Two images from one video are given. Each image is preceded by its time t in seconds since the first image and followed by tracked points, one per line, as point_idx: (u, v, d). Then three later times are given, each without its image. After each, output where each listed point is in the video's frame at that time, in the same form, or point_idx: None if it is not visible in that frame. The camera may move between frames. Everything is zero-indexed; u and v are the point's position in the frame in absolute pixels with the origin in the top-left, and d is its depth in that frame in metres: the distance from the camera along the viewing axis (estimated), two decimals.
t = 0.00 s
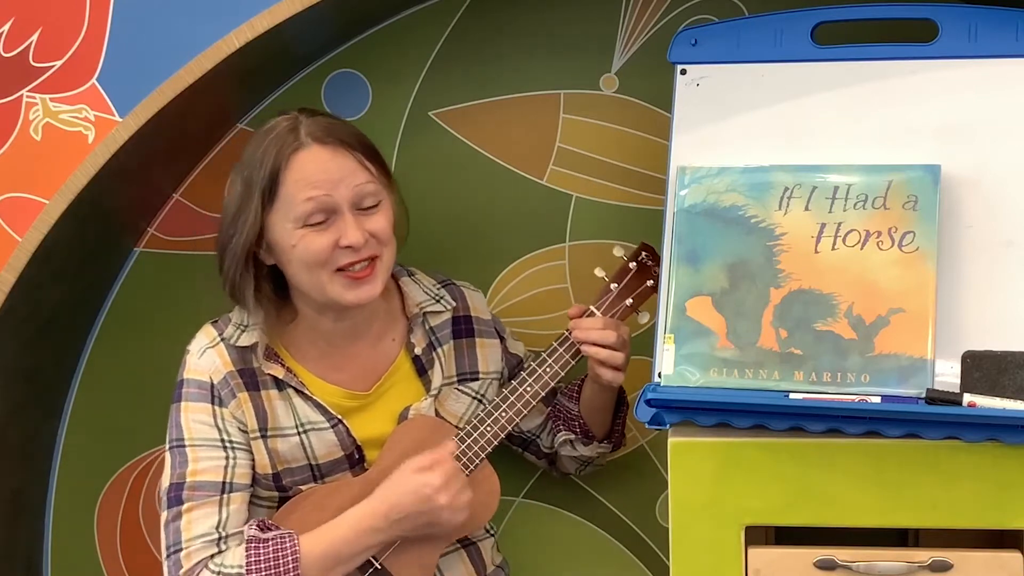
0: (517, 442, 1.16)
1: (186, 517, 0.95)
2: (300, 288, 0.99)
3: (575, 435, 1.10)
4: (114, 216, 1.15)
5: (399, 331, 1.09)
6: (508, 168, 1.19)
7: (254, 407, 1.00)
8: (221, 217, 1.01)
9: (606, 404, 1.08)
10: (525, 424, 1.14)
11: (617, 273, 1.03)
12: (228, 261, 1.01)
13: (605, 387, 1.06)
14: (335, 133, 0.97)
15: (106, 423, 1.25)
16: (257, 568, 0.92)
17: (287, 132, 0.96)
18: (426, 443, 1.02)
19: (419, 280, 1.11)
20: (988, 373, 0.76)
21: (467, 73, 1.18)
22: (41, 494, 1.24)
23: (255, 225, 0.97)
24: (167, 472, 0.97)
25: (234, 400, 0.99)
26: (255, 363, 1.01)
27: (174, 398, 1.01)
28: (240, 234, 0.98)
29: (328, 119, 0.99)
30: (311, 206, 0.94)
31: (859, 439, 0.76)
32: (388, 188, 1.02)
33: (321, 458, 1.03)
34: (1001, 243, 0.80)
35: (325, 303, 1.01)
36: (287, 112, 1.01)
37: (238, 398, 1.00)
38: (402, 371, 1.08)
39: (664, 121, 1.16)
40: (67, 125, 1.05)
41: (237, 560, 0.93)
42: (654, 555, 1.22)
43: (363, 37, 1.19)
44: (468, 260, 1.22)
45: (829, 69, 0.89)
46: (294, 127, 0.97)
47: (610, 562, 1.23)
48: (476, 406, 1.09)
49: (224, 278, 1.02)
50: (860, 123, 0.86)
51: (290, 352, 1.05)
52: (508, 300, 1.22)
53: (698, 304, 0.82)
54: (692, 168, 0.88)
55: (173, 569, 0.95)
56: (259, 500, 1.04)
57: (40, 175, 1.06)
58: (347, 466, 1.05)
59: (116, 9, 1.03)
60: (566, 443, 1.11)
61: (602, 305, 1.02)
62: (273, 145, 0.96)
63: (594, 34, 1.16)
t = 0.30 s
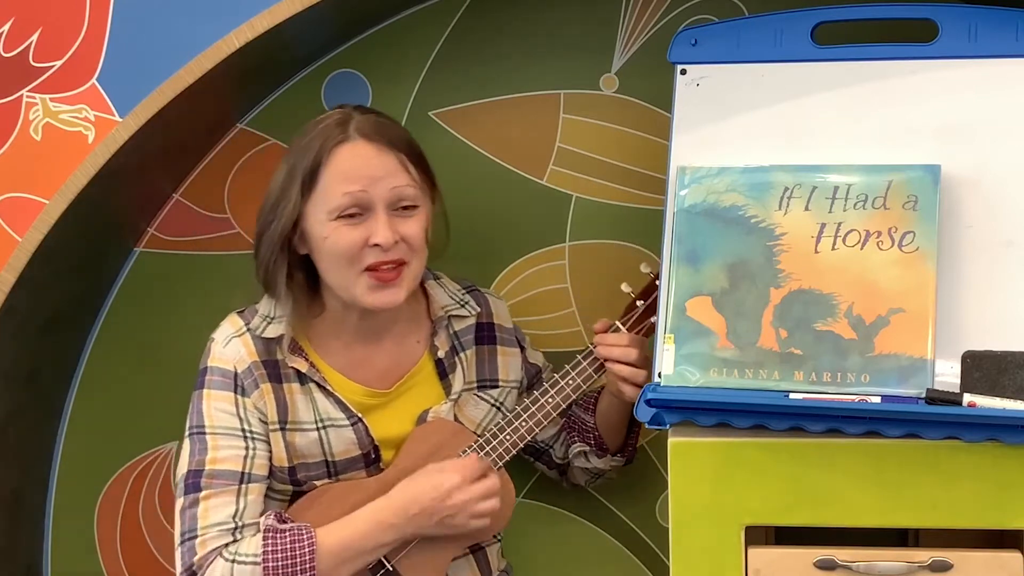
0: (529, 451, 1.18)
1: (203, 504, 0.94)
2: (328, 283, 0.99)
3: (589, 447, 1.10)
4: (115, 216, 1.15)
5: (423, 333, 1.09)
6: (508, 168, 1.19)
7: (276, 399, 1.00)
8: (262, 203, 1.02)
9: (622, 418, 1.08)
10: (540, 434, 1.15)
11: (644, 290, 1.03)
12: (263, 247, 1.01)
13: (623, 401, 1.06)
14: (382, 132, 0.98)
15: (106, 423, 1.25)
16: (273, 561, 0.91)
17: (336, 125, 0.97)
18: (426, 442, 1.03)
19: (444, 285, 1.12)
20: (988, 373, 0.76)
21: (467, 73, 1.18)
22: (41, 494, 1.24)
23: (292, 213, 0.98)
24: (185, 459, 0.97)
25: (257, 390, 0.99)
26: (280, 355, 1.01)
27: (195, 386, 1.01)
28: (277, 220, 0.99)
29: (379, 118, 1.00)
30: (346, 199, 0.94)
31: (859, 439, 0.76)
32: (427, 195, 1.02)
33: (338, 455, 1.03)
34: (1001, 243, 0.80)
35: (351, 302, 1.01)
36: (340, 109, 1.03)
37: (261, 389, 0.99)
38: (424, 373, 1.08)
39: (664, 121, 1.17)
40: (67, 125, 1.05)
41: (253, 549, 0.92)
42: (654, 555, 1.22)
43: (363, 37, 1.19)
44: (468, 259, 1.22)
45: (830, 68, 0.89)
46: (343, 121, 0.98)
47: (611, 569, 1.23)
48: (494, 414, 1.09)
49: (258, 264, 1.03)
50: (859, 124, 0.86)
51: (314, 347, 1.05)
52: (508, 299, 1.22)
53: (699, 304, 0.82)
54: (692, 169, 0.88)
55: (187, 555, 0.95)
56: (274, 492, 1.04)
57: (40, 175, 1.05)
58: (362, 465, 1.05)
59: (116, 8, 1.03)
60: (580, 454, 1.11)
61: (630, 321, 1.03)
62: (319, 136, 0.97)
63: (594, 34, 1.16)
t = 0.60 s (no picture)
0: (539, 459, 1.18)
1: (211, 495, 0.94)
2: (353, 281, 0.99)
3: (600, 455, 1.11)
4: (115, 216, 1.15)
5: (440, 336, 1.10)
6: (508, 168, 1.20)
7: (289, 391, 1.00)
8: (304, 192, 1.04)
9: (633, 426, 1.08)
10: (551, 441, 1.15)
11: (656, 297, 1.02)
12: (301, 234, 1.03)
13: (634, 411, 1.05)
14: (428, 138, 0.99)
15: (106, 424, 1.25)
16: (281, 568, 0.91)
17: (384, 124, 0.99)
18: (426, 442, 1.03)
19: (462, 289, 1.13)
20: (988, 373, 0.76)
21: (466, 74, 1.18)
22: (40, 494, 1.24)
23: (331, 203, 0.99)
24: (194, 448, 0.97)
25: (271, 382, 0.99)
26: (296, 349, 1.02)
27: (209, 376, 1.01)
28: (317, 211, 1.01)
29: (425, 123, 1.01)
30: (383, 198, 0.95)
31: (858, 439, 0.76)
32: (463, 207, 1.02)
33: (347, 453, 1.03)
34: (1001, 243, 0.80)
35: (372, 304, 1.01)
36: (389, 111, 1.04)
37: (276, 381, 0.99)
38: (437, 374, 1.09)
39: (665, 121, 1.17)
40: (67, 125, 1.05)
41: (261, 552, 0.92)
42: (654, 556, 1.22)
43: (363, 37, 1.19)
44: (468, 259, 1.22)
45: (831, 69, 0.89)
46: (391, 122, 0.99)
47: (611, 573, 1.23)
48: (505, 418, 1.10)
49: (293, 251, 1.05)
50: (859, 124, 0.86)
51: (330, 342, 1.05)
52: (509, 299, 1.22)
53: (698, 304, 0.82)
54: (692, 168, 0.88)
55: (194, 545, 0.94)
56: (281, 488, 1.04)
57: (40, 175, 1.05)
58: (370, 464, 1.05)
59: (115, 9, 1.03)
60: (591, 462, 1.12)
61: (640, 330, 1.02)
62: (366, 133, 0.98)
63: (594, 35, 1.16)
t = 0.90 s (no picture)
0: (539, 460, 1.18)
1: (212, 493, 0.94)
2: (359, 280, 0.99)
3: (600, 457, 1.11)
4: (115, 215, 1.15)
5: (442, 338, 1.10)
6: (508, 168, 1.20)
7: (292, 390, 1.00)
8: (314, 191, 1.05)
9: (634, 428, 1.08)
10: (551, 442, 1.15)
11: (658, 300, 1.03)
12: (309, 233, 1.03)
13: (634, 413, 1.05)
14: (437, 138, 0.99)
15: (106, 424, 1.25)
16: (278, 556, 0.91)
17: (393, 124, 0.99)
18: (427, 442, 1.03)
19: (464, 289, 1.13)
20: (988, 373, 0.76)
21: (467, 74, 1.18)
22: (40, 494, 1.24)
23: (340, 202, 0.99)
24: (196, 446, 0.97)
25: (275, 381, 0.99)
26: (299, 347, 1.02)
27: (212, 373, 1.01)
28: (326, 209, 1.01)
29: (434, 124, 1.01)
30: (390, 197, 0.95)
31: (858, 440, 0.76)
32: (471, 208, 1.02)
33: (349, 453, 1.03)
34: (1001, 243, 0.80)
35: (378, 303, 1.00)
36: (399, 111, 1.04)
37: (279, 379, 1.00)
38: (439, 374, 1.09)
39: (665, 121, 1.17)
40: (67, 125, 1.05)
41: (259, 543, 0.92)
42: (654, 555, 1.22)
43: (363, 37, 1.19)
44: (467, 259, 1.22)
45: (832, 69, 0.89)
46: (401, 121, 0.99)
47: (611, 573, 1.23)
48: (506, 419, 1.10)
49: (302, 249, 1.05)
50: (860, 124, 0.86)
51: (334, 343, 1.05)
52: (509, 299, 1.22)
53: (698, 304, 0.82)
54: (692, 168, 0.88)
55: (194, 543, 0.94)
56: (282, 487, 1.04)
57: (40, 175, 1.05)
58: (372, 463, 1.05)
59: (115, 9, 1.03)
60: (591, 464, 1.12)
61: (643, 331, 1.02)
62: (376, 132, 0.98)
63: (594, 35, 1.16)
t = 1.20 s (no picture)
0: (534, 459, 1.18)
1: (210, 497, 0.94)
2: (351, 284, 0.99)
3: (596, 455, 1.11)
4: (115, 216, 1.15)
5: (435, 338, 1.10)
6: (508, 168, 1.20)
7: (287, 394, 1.00)
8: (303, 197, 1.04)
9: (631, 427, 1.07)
10: (546, 442, 1.14)
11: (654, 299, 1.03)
12: (299, 240, 1.04)
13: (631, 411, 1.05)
14: (423, 141, 0.99)
15: (105, 424, 1.25)
16: (281, 563, 0.91)
17: (379, 128, 0.99)
18: (427, 442, 1.03)
19: (457, 289, 1.13)
20: (988, 373, 0.76)
21: (467, 73, 1.19)
22: (40, 494, 1.24)
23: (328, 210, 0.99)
24: (193, 450, 0.97)
25: (269, 385, 0.99)
26: (293, 351, 1.01)
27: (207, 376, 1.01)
28: (315, 216, 1.01)
29: (419, 126, 1.00)
30: (378, 202, 0.95)
31: (858, 439, 0.76)
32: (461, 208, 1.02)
33: (345, 454, 1.03)
34: (1001, 243, 0.80)
35: (372, 305, 1.01)
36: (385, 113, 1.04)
37: (274, 383, 0.99)
38: (434, 374, 1.09)
39: (664, 120, 1.17)
40: (67, 125, 1.05)
41: (261, 549, 0.92)
42: (653, 555, 1.22)
43: (363, 37, 1.19)
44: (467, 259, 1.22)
45: (832, 68, 0.89)
46: (386, 126, 0.99)
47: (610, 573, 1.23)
48: (502, 419, 1.10)
49: (293, 255, 1.05)
50: (859, 124, 0.86)
51: (329, 346, 1.04)
52: (508, 299, 1.22)
53: (699, 304, 0.82)
54: (692, 168, 0.88)
55: (192, 547, 0.94)
56: (279, 489, 1.04)
57: (40, 175, 1.05)
58: (368, 464, 1.05)
59: (115, 8, 1.03)
60: (587, 463, 1.12)
61: (639, 329, 1.02)
62: (362, 137, 0.98)
63: (593, 35, 1.16)
